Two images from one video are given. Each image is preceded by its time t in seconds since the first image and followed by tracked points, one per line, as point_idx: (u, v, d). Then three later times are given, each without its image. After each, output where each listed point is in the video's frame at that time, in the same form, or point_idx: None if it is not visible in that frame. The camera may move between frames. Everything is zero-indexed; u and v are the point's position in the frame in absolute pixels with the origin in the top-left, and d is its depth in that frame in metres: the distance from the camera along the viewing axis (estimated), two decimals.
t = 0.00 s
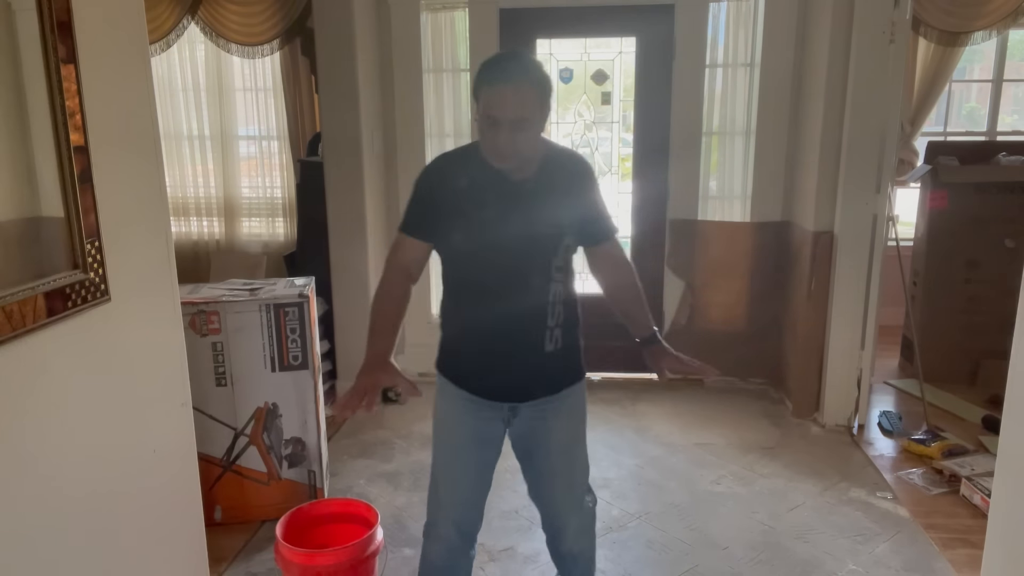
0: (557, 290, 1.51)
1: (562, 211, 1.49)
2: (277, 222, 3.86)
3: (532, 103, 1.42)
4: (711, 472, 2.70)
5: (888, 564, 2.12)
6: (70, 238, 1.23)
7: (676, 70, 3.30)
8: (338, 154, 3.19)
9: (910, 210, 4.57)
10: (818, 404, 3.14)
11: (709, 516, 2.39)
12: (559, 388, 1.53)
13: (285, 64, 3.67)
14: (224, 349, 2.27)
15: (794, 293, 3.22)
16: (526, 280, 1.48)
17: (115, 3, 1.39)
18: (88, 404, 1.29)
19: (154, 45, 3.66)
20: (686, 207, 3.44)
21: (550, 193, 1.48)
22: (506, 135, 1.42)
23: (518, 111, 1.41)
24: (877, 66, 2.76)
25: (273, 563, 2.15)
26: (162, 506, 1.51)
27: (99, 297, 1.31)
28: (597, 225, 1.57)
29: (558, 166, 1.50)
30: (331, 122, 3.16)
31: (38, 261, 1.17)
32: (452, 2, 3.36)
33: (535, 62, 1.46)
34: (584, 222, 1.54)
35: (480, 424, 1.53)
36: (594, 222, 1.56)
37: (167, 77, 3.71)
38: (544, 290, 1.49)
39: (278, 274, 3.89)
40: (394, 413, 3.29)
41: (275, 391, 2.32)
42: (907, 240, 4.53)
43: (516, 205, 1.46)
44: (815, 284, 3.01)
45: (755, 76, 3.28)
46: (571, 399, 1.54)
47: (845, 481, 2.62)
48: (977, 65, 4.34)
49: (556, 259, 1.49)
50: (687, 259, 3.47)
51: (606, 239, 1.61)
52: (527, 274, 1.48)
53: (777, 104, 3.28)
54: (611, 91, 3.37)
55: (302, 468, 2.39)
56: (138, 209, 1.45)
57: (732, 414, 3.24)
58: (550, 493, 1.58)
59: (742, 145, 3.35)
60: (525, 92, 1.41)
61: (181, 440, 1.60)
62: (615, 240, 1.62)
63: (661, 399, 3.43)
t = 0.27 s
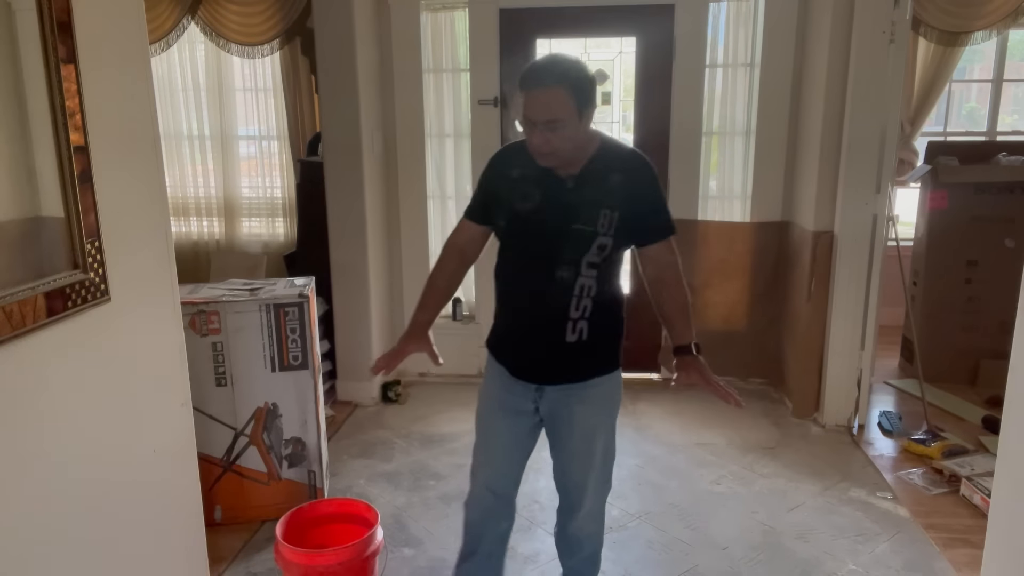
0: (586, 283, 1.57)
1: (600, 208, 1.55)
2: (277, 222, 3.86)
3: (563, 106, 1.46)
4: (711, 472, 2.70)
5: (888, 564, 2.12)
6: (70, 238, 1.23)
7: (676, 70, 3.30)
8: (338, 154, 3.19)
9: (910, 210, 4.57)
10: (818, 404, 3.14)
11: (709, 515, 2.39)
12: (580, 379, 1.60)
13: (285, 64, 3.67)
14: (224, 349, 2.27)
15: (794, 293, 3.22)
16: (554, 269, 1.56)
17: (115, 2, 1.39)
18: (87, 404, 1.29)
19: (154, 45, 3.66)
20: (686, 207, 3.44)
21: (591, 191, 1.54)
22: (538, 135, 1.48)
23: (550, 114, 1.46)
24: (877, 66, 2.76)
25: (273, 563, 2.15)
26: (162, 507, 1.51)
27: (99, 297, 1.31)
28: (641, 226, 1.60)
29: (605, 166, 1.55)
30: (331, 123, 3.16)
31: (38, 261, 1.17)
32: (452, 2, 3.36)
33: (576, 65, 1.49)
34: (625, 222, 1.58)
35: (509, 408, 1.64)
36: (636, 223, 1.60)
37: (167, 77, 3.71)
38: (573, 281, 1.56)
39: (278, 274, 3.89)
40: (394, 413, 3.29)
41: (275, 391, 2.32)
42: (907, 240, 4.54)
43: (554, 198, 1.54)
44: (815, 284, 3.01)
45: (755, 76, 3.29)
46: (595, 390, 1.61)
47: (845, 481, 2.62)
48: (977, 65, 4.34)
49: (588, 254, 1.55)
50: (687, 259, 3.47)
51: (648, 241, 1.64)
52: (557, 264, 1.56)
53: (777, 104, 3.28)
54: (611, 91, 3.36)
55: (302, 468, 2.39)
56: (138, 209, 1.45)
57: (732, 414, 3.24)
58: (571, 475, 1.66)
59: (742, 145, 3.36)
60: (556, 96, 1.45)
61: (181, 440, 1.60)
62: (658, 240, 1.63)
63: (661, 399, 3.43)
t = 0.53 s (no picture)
0: (591, 274, 1.70)
1: (609, 203, 1.66)
2: (277, 222, 3.86)
3: (573, 99, 1.61)
4: (711, 471, 2.70)
5: (888, 564, 2.12)
6: (70, 238, 1.23)
7: (676, 70, 3.30)
8: (338, 154, 3.19)
9: (910, 210, 4.57)
10: (818, 404, 3.14)
11: (709, 515, 2.39)
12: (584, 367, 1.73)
13: (285, 64, 3.67)
14: (224, 349, 2.27)
15: (794, 293, 3.22)
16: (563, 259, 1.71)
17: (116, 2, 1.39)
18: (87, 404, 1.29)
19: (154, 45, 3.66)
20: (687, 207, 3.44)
21: (602, 185, 1.66)
22: (552, 126, 1.66)
23: (561, 107, 1.62)
24: (877, 66, 2.76)
25: (273, 563, 2.15)
26: (162, 507, 1.51)
27: (99, 298, 1.31)
28: (655, 226, 1.67)
29: (620, 163, 1.66)
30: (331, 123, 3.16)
31: (38, 261, 1.17)
32: (452, 2, 3.37)
33: (593, 62, 1.62)
34: (637, 218, 1.67)
35: (533, 395, 1.84)
36: (651, 222, 1.67)
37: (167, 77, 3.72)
38: (579, 272, 1.70)
39: (278, 274, 3.89)
40: (394, 413, 3.29)
41: (275, 391, 2.32)
42: (907, 240, 4.54)
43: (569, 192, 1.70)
44: (815, 284, 3.01)
45: (755, 76, 3.30)
46: (595, 385, 1.73)
47: (845, 481, 2.62)
48: (977, 65, 4.34)
49: (594, 246, 1.68)
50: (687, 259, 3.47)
51: (664, 241, 1.69)
52: (566, 254, 1.71)
53: (777, 104, 3.28)
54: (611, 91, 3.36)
55: (302, 468, 2.39)
56: (138, 209, 1.45)
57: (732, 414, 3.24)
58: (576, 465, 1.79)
59: (742, 145, 3.37)
60: (569, 91, 1.61)
61: (181, 440, 1.60)
62: (671, 240, 1.68)
63: (661, 399, 3.43)
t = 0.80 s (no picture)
0: (602, 267, 1.75)
1: (619, 199, 1.72)
2: (277, 222, 3.86)
3: (581, 102, 1.67)
4: (711, 471, 2.70)
5: (888, 564, 2.12)
6: (70, 237, 1.23)
7: (676, 70, 3.30)
8: (338, 155, 3.19)
9: (910, 210, 4.57)
10: (818, 404, 3.14)
11: (709, 515, 2.39)
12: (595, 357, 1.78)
13: (285, 63, 3.67)
14: (224, 349, 2.27)
15: (794, 293, 3.22)
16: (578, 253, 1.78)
17: (116, 3, 1.39)
18: (87, 403, 1.29)
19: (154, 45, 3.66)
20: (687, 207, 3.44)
21: (613, 183, 1.72)
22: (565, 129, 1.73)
23: (570, 111, 1.70)
24: (877, 66, 2.76)
25: (273, 563, 2.15)
26: (162, 507, 1.51)
27: (99, 297, 1.31)
28: (664, 220, 1.70)
29: (628, 162, 1.72)
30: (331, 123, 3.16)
31: (39, 261, 1.17)
32: (452, 2, 3.37)
33: (600, 70, 1.69)
34: (645, 213, 1.71)
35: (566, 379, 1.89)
36: (660, 217, 1.70)
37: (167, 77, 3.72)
38: (591, 265, 1.76)
39: (278, 274, 3.89)
40: (394, 413, 3.29)
41: (275, 391, 2.32)
42: (907, 240, 4.54)
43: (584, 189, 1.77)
44: (815, 284, 3.01)
45: (755, 76, 3.30)
46: (612, 373, 1.78)
47: (846, 481, 2.62)
48: (977, 65, 4.34)
49: (605, 241, 1.74)
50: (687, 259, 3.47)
51: (672, 236, 1.71)
52: (580, 248, 1.78)
53: (777, 104, 3.28)
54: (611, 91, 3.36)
55: (302, 469, 2.39)
56: (138, 209, 1.45)
57: (732, 414, 3.24)
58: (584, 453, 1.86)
59: (742, 146, 3.37)
60: (577, 95, 1.68)
61: (181, 440, 1.60)
62: (676, 235, 1.70)
63: (661, 399, 3.42)
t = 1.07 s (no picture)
0: (630, 249, 1.80)
1: (643, 185, 1.76)
2: (277, 222, 3.86)
3: (593, 102, 1.75)
4: (711, 471, 2.70)
5: (888, 564, 2.12)
6: (70, 237, 1.23)
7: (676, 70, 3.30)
8: (338, 155, 3.19)
9: (910, 210, 4.57)
10: (818, 404, 3.14)
11: (709, 515, 2.39)
12: (626, 338, 1.83)
13: (285, 63, 3.68)
14: (224, 349, 2.27)
15: (794, 293, 3.22)
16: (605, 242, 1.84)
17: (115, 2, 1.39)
18: (87, 404, 1.29)
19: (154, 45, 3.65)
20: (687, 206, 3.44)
21: (634, 169, 1.76)
22: (585, 124, 1.81)
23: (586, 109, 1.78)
24: (877, 66, 2.76)
25: (273, 563, 2.15)
26: (162, 507, 1.51)
27: (99, 297, 1.31)
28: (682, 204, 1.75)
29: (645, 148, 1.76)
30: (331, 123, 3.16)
31: (39, 260, 1.17)
32: (452, 2, 3.37)
33: (613, 68, 1.75)
34: (664, 195, 1.75)
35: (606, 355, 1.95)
36: (676, 201, 1.75)
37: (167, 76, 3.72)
38: (621, 249, 1.82)
39: (278, 274, 3.89)
40: (394, 413, 3.29)
41: (275, 391, 2.32)
42: (907, 240, 4.54)
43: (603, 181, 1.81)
44: (815, 284, 3.01)
45: (755, 76, 3.30)
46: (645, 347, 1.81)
47: (846, 481, 2.62)
48: (977, 65, 4.34)
49: (630, 226, 1.79)
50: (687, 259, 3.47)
51: (691, 215, 1.76)
52: (609, 233, 1.83)
53: (777, 104, 3.28)
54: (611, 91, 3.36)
55: (302, 468, 2.39)
56: (138, 209, 1.45)
57: (732, 414, 3.24)
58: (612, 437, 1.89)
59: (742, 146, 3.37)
60: (590, 95, 1.76)
61: (181, 439, 1.60)
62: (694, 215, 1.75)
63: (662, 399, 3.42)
